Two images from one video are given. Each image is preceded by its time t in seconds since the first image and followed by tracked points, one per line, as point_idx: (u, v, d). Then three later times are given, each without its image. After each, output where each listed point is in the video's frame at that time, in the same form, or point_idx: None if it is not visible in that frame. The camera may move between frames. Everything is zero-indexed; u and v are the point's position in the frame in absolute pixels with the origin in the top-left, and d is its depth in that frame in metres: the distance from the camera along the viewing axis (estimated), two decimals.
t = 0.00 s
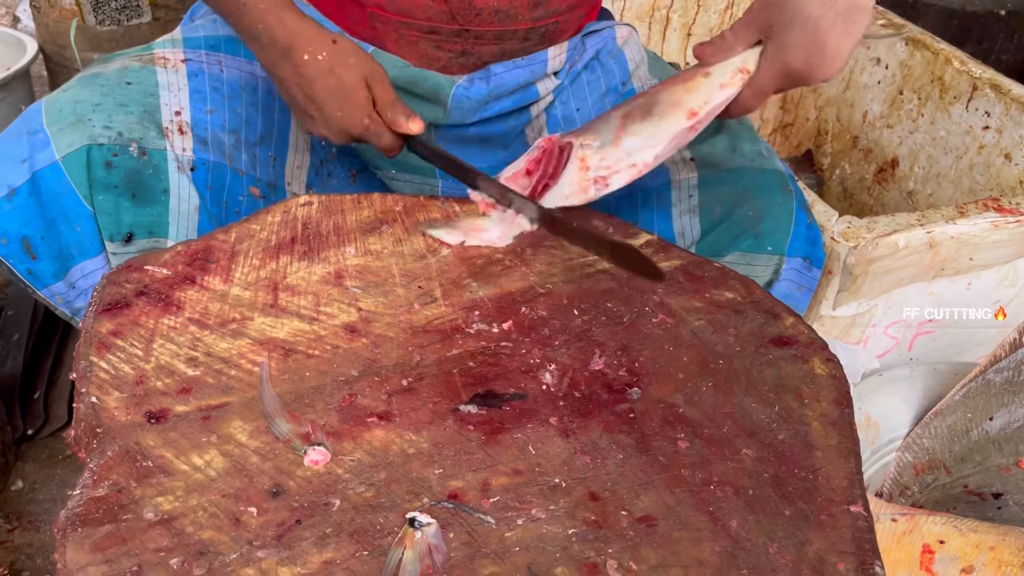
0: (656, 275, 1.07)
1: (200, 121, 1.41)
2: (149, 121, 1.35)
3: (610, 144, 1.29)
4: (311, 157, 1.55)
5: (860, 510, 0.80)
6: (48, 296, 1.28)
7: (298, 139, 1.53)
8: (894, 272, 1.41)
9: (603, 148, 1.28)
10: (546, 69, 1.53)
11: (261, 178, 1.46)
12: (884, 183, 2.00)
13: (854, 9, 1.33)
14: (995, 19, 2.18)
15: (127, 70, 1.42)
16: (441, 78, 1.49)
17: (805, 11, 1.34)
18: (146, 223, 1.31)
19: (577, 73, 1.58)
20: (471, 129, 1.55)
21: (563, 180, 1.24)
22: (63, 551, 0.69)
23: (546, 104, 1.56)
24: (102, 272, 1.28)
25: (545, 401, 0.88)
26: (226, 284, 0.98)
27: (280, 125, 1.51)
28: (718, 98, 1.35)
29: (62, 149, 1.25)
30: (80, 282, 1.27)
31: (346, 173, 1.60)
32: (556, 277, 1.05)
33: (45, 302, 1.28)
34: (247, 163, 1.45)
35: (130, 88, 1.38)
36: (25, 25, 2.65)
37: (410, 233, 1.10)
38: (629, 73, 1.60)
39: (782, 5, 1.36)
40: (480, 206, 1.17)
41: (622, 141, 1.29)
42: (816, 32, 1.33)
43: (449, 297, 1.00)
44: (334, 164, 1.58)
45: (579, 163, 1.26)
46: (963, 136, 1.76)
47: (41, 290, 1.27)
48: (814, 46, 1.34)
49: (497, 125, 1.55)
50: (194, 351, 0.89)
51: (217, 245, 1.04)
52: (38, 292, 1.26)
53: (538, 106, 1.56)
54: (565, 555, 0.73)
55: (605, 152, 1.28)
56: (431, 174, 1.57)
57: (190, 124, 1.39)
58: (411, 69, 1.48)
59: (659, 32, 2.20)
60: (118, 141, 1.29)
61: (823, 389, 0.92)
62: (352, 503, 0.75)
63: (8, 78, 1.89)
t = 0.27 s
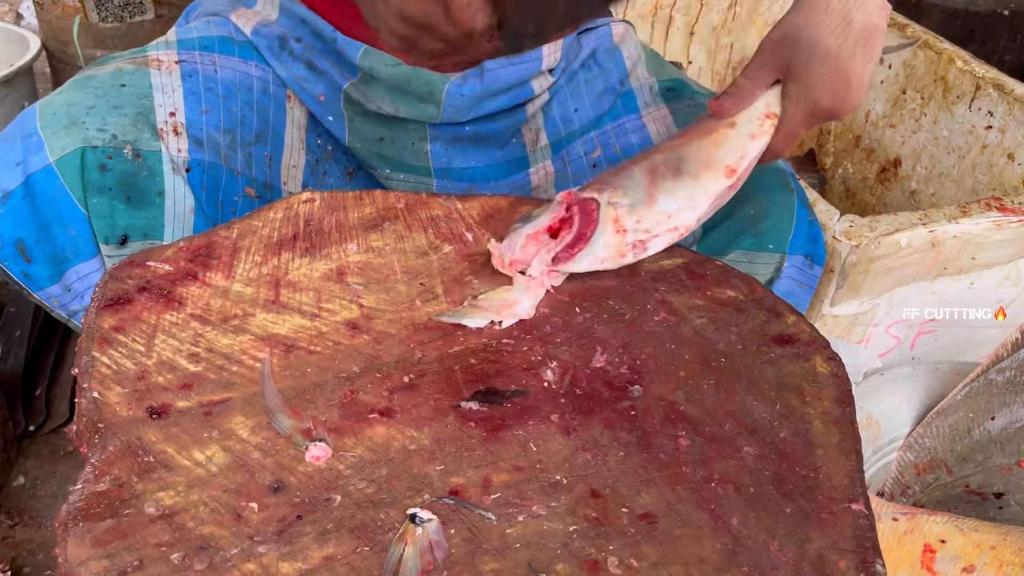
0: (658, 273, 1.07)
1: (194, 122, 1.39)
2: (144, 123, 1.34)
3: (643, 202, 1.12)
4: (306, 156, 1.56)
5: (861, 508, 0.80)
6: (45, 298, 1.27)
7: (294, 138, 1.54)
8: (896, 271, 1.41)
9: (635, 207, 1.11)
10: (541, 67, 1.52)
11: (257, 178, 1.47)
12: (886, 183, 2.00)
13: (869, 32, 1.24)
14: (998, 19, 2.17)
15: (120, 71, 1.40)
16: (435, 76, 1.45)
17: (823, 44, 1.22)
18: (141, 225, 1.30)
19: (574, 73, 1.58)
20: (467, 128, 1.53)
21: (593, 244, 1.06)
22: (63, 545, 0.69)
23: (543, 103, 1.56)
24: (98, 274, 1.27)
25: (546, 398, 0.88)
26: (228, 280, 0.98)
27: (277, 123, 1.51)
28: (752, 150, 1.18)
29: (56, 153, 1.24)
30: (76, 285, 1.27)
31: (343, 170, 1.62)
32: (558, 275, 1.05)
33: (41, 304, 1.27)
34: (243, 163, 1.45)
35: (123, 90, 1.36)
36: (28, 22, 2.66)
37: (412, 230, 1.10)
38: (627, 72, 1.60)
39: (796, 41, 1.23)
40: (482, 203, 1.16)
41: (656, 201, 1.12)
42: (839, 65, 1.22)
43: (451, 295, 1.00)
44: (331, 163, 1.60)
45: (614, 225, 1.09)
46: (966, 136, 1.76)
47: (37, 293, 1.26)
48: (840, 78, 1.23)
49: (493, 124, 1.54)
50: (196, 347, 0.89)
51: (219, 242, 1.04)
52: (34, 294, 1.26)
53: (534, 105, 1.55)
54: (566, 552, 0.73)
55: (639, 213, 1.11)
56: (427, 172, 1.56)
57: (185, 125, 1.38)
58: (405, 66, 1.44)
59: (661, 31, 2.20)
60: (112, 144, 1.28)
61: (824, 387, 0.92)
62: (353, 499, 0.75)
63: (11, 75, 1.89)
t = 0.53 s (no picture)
0: (661, 274, 1.07)
1: (208, 122, 1.36)
2: (158, 122, 1.32)
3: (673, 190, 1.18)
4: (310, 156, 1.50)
5: (862, 510, 0.80)
6: (55, 295, 1.28)
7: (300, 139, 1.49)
8: (898, 273, 1.41)
9: (667, 196, 1.17)
10: (553, 71, 1.43)
11: (269, 179, 1.44)
12: (889, 185, 2.00)
13: (909, 23, 1.21)
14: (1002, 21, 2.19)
15: (134, 69, 1.38)
16: (447, 81, 1.37)
17: (860, 35, 1.21)
18: (153, 224, 1.30)
19: (583, 75, 1.49)
20: (477, 131, 1.43)
21: (625, 233, 1.12)
22: (67, 542, 0.69)
23: (552, 105, 1.47)
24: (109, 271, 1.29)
25: (548, 398, 0.88)
26: (231, 279, 0.98)
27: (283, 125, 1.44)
28: (785, 140, 1.23)
29: (71, 151, 1.24)
30: (87, 282, 1.28)
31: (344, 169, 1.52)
32: (560, 276, 1.05)
33: (53, 301, 1.28)
34: (254, 164, 1.41)
35: (138, 88, 1.34)
36: (33, 20, 2.66)
37: (415, 229, 1.10)
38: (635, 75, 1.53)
39: (834, 32, 1.22)
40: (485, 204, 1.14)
41: (687, 189, 1.18)
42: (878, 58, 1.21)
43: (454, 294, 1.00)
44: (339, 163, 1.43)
45: (645, 214, 1.14)
46: (970, 137, 1.76)
47: (48, 290, 1.27)
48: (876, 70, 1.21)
49: (502, 126, 1.44)
50: (199, 345, 0.89)
51: (222, 240, 1.04)
52: (45, 291, 1.26)
53: (544, 108, 1.46)
54: (567, 552, 0.74)
55: (669, 201, 1.17)
56: (436, 175, 1.46)
57: (198, 125, 1.35)
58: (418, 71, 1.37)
59: (666, 31, 2.18)
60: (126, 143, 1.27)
61: (826, 388, 0.92)
62: (354, 497, 0.75)
63: (15, 72, 1.89)
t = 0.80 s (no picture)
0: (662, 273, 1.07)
1: (202, 115, 1.36)
2: (152, 114, 1.32)
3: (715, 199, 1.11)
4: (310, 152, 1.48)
5: (860, 510, 0.80)
6: (51, 286, 1.29)
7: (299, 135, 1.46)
8: (900, 273, 1.41)
9: (708, 206, 1.11)
10: (551, 67, 1.43)
11: (264, 173, 1.41)
12: (892, 186, 1.99)
13: (937, 35, 1.17)
14: (1008, 23, 2.17)
15: (130, 62, 1.38)
16: (444, 77, 1.38)
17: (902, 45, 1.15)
18: (147, 216, 1.29)
19: (583, 72, 1.49)
20: (476, 128, 1.43)
21: (669, 244, 1.07)
22: (66, 534, 0.69)
23: (551, 102, 1.47)
24: (104, 264, 1.28)
25: (547, 395, 0.88)
26: (232, 274, 0.98)
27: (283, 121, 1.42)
28: (823, 151, 1.15)
29: (65, 142, 1.25)
30: (82, 273, 1.28)
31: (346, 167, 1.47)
32: (562, 273, 1.05)
33: (48, 292, 1.29)
34: (250, 158, 1.40)
35: (133, 81, 1.34)
36: (37, 15, 2.66)
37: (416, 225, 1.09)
38: (636, 72, 1.53)
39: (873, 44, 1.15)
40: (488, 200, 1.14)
41: (728, 200, 1.11)
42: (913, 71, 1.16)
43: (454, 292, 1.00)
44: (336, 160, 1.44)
45: (688, 224, 1.09)
46: (973, 139, 1.76)
47: (44, 281, 1.28)
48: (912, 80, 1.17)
49: (500, 123, 1.44)
50: (199, 340, 0.89)
51: (224, 235, 1.04)
52: (40, 282, 1.28)
53: (543, 105, 1.46)
54: (564, 549, 0.74)
55: (712, 212, 1.10)
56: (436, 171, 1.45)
57: (192, 117, 1.35)
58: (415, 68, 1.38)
59: (669, 31, 2.15)
60: (120, 134, 1.27)
61: (825, 388, 0.92)
62: (353, 493, 0.76)
63: (19, 67, 1.90)
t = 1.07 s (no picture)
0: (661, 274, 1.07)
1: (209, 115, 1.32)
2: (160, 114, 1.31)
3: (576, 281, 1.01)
4: (319, 151, 1.46)
5: (856, 513, 0.80)
6: (57, 286, 1.29)
7: (307, 133, 1.44)
8: (902, 276, 1.40)
9: (554, 285, 1.01)
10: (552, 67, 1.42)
11: (271, 171, 1.39)
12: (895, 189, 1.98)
13: (764, 108, 1.08)
14: (1015, 26, 2.15)
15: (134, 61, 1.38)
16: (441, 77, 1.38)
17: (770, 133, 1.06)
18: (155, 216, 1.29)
19: (584, 74, 1.47)
20: (476, 129, 1.42)
21: (496, 312, 0.96)
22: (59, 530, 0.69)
23: (552, 103, 1.45)
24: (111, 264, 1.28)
25: (544, 395, 0.88)
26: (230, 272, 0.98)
27: (291, 119, 1.41)
28: (678, 293, 1.00)
29: (74, 142, 1.23)
30: (89, 272, 1.29)
31: (354, 166, 1.51)
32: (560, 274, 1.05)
33: (54, 292, 1.29)
34: (257, 157, 1.37)
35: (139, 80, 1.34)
36: (42, 11, 2.67)
37: (415, 224, 1.09)
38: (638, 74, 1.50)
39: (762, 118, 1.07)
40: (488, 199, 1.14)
41: (578, 289, 1.00)
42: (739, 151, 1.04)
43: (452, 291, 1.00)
44: (343, 158, 1.49)
45: (526, 297, 0.98)
46: (977, 143, 1.75)
47: (50, 281, 1.28)
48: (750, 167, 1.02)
49: (501, 124, 1.43)
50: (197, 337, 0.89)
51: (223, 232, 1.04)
52: (47, 282, 1.27)
53: (544, 106, 1.44)
54: (558, 549, 0.73)
55: (556, 293, 1.00)
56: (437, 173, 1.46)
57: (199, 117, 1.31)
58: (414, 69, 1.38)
59: (673, 31, 2.17)
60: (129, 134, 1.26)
61: (823, 391, 0.92)
62: (348, 491, 0.76)
63: (23, 63, 1.90)
